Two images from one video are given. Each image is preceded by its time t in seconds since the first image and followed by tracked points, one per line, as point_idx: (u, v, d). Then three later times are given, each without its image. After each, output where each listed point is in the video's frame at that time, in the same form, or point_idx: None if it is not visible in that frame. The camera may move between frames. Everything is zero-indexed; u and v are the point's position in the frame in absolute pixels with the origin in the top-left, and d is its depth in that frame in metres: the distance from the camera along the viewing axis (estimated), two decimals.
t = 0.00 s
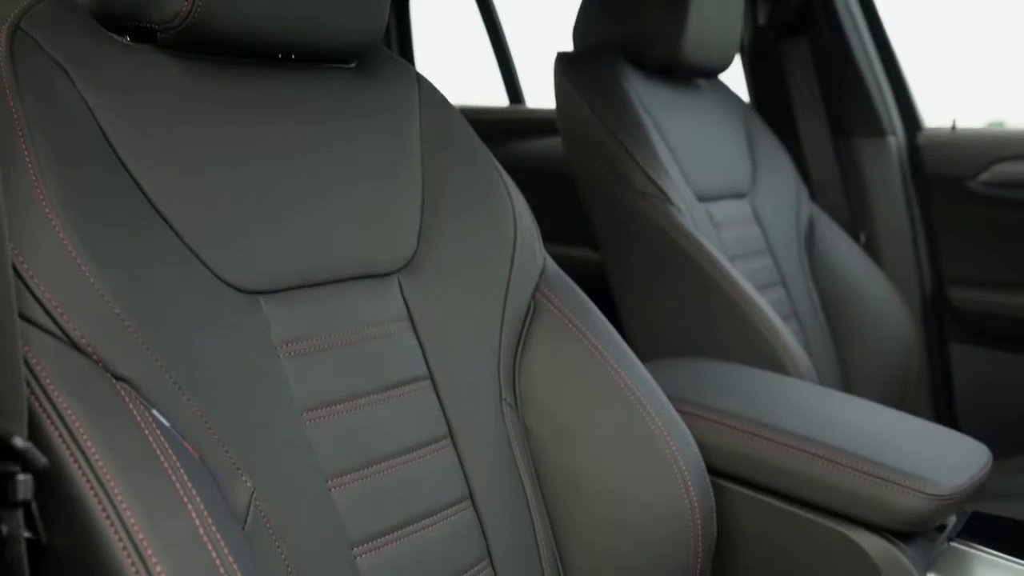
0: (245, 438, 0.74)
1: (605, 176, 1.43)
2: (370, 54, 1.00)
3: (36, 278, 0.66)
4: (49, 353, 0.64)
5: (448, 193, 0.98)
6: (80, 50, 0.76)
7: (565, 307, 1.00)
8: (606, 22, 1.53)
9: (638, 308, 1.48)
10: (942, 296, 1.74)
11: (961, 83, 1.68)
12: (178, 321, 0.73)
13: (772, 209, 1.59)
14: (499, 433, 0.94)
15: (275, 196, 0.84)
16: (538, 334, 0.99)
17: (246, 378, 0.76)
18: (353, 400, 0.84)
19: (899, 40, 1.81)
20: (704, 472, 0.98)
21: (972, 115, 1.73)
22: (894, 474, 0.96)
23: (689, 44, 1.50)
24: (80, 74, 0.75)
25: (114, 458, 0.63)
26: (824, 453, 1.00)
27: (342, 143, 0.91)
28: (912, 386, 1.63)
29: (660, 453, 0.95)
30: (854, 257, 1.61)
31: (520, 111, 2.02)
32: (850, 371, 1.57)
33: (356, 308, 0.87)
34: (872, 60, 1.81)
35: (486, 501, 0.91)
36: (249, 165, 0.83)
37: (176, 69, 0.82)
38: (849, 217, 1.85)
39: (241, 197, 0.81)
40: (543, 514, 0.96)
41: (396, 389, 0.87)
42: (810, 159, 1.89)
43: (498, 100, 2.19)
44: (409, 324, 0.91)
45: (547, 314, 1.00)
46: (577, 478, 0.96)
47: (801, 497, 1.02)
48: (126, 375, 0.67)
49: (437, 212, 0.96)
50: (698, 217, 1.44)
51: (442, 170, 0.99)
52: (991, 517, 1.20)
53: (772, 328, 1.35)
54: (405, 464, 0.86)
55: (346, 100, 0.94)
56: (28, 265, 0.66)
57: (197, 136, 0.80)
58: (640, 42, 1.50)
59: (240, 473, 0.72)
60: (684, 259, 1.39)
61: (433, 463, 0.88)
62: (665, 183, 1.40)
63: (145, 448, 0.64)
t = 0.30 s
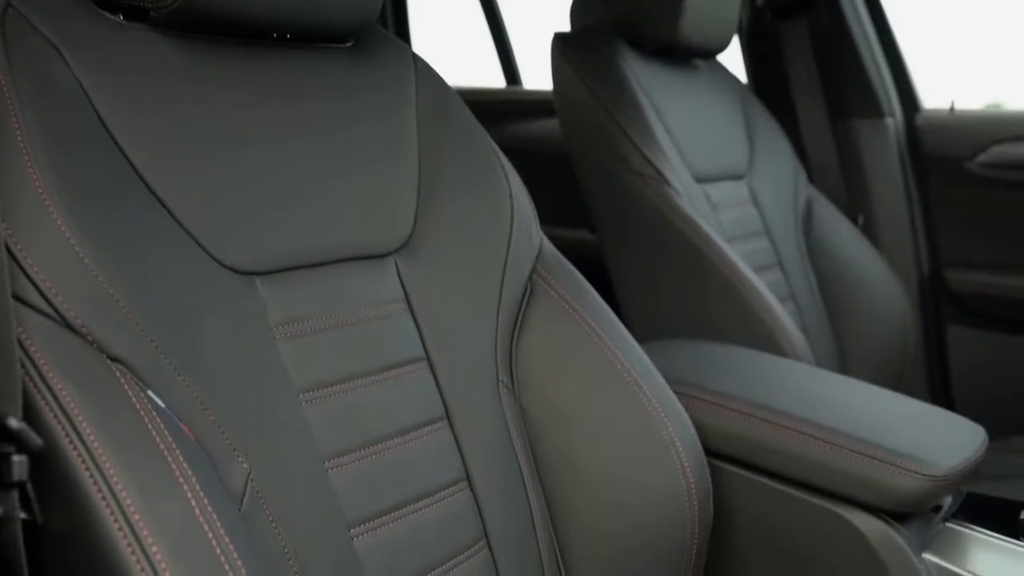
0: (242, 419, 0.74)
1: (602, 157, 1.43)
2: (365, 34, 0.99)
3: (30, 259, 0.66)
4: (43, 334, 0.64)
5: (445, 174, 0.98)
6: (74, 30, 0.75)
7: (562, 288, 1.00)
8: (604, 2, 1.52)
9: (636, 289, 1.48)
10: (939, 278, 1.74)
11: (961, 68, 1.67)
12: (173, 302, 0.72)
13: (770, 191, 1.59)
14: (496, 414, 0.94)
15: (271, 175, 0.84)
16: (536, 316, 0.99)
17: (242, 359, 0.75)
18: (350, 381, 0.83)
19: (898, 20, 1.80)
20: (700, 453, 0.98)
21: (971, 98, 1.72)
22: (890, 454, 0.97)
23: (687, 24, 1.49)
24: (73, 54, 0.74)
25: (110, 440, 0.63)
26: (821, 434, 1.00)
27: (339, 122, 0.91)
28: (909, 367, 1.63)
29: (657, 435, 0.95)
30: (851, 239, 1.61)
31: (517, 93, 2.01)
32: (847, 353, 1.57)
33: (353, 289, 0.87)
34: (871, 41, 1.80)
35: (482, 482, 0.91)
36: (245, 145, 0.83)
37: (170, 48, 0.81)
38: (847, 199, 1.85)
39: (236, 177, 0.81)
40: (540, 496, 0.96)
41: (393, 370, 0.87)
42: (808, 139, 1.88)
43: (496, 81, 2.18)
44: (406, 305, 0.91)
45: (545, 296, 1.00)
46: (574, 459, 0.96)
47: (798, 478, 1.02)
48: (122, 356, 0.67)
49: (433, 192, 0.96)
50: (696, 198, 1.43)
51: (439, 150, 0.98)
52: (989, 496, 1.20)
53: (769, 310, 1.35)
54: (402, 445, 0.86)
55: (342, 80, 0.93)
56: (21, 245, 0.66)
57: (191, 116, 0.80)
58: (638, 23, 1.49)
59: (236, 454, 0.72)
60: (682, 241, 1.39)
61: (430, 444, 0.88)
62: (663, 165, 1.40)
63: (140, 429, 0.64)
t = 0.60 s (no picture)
0: (238, 401, 0.73)
1: (599, 138, 1.42)
2: (360, 13, 0.98)
3: (25, 241, 0.65)
4: (38, 314, 0.64)
5: (442, 154, 0.97)
6: (66, 9, 0.75)
7: (559, 269, 1.00)
8: None
9: (633, 270, 1.48)
10: (937, 259, 1.74)
11: (966, 48, 1.70)
12: (167, 282, 0.72)
13: (768, 172, 1.58)
14: (493, 395, 0.94)
15: (266, 156, 0.83)
16: (533, 297, 0.99)
17: (238, 340, 0.75)
18: (346, 362, 0.83)
19: None
20: (697, 434, 0.98)
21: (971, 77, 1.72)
22: (886, 436, 0.97)
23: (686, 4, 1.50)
24: (67, 34, 0.74)
25: (107, 421, 0.62)
26: (818, 416, 1.00)
27: (334, 102, 0.90)
28: (906, 348, 1.63)
29: (654, 417, 0.95)
30: (848, 220, 1.60)
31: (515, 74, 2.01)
32: (844, 334, 1.57)
33: (349, 270, 0.86)
34: (869, 21, 1.79)
35: (480, 465, 0.91)
36: (239, 126, 0.82)
37: (163, 27, 0.80)
38: (844, 180, 1.84)
39: (231, 157, 0.80)
40: (537, 478, 0.96)
41: (390, 352, 0.87)
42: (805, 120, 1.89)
43: (493, 63, 2.18)
44: (403, 287, 0.90)
45: (542, 278, 0.99)
46: (571, 441, 0.96)
47: (795, 460, 1.02)
48: (116, 337, 0.67)
49: (430, 173, 0.96)
50: (694, 180, 1.43)
51: (435, 130, 0.98)
52: (985, 477, 1.21)
53: (766, 291, 1.35)
54: (399, 426, 0.86)
55: (337, 59, 0.92)
56: (14, 224, 0.65)
57: (186, 95, 0.79)
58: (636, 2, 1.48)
59: (232, 434, 0.72)
60: (679, 222, 1.38)
61: (428, 426, 0.88)
62: (660, 145, 1.39)
63: (135, 410, 0.64)
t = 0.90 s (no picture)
0: (235, 385, 0.73)
1: (596, 121, 1.41)
2: None
3: (19, 224, 0.65)
4: (33, 298, 0.64)
5: (439, 137, 0.97)
6: None
7: (556, 253, 1.00)
8: None
9: (630, 254, 1.47)
10: (934, 243, 1.74)
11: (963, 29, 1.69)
12: (163, 266, 0.72)
13: (766, 155, 1.58)
14: (490, 379, 0.93)
15: (263, 140, 0.83)
16: (530, 281, 0.99)
17: (234, 324, 0.75)
18: (343, 346, 0.83)
19: None
20: (694, 417, 0.98)
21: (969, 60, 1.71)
22: (883, 419, 0.97)
23: None
24: (61, 17, 0.73)
25: (102, 405, 0.62)
26: (815, 400, 1.00)
27: (331, 85, 0.90)
28: (903, 332, 1.63)
29: (651, 401, 0.96)
30: (846, 204, 1.60)
31: (511, 57, 2.00)
32: (842, 318, 1.57)
33: (346, 253, 0.86)
34: (868, 4, 1.78)
35: (477, 448, 0.91)
36: (236, 109, 0.81)
37: (159, 9, 0.80)
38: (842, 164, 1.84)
39: (227, 140, 0.80)
40: (534, 461, 0.96)
41: (387, 335, 0.87)
42: (805, 108, 1.84)
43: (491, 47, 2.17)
44: (399, 271, 0.90)
45: (539, 262, 0.99)
46: (568, 424, 0.96)
47: (792, 443, 1.02)
48: (112, 321, 0.67)
49: (427, 157, 0.95)
50: (692, 164, 1.43)
51: (432, 114, 0.97)
52: (981, 460, 1.21)
53: (764, 275, 1.35)
54: (397, 410, 0.86)
55: (334, 41, 0.92)
56: (8, 208, 0.65)
57: (182, 78, 0.79)
58: None
59: (229, 418, 0.72)
60: (677, 206, 1.38)
61: (425, 410, 0.88)
62: (658, 129, 1.38)
63: (132, 393, 0.64)
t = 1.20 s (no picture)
0: (231, 364, 0.73)
1: (594, 101, 1.41)
2: None
3: (12, 203, 0.65)
4: (28, 278, 0.64)
5: (435, 117, 0.96)
6: None
7: (554, 232, 1.00)
8: None
9: (627, 235, 1.47)
10: (932, 224, 1.74)
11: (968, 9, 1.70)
12: (158, 244, 0.72)
13: (764, 134, 1.57)
14: (488, 359, 0.93)
15: (258, 117, 0.82)
16: (528, 260, 0.98)
17: (230, 303, 0.75)
18: (340, 326, 0.83)
19: None
20: (691, 397, 0.98)
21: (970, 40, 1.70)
22: (880, 399, 0.97)
23: None
24: None
25: (98, 384, 0.62)
26: (813, 380, 1.00)
27: (327, 63, 0.89)
28: (900, 312, 1.64)
29: (648, 381, 0.95)
30: (844, 184, 1.60)
31: (509, 37, 1.99)
32: (839, 298, 1.57)
33: (342, 233, 0.86)
34: None
35: (474, 427, 0.91)
36: (231, 87, 0.81)
37: None
38: (841, 144, 1.83)
39: (223, 117, 0.79)
40: (531, 441, 0.96)
41: (385, 315, 0.87)
42: (804, 84, 1.86)
43: (489, 27, 2.16)
44: (396, 250, 0.90)
45: (537, 240, 0.99)
46: (565, 404, 0.96)
47: (788, 422, 1.03)
48: (107, 300, 0.67)
49: (424, 136, 0.95)
50: (690, 144, 1.42)
51: (429, 92, 0.97)
52: (979, 439, 1.21)
53: (761, 254, 1.36)
54: (393, 389, 0.85)
55: (330, 19, 0.91)
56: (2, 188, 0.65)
57: (177, 55, 0.78)
58: None
59: (225, 397, 0.72)
60: (674, 186, 1.38)
61: (422, 389, 0.87)
62: (655, 107, 1.38)
63: (127, 373, 0.64)
